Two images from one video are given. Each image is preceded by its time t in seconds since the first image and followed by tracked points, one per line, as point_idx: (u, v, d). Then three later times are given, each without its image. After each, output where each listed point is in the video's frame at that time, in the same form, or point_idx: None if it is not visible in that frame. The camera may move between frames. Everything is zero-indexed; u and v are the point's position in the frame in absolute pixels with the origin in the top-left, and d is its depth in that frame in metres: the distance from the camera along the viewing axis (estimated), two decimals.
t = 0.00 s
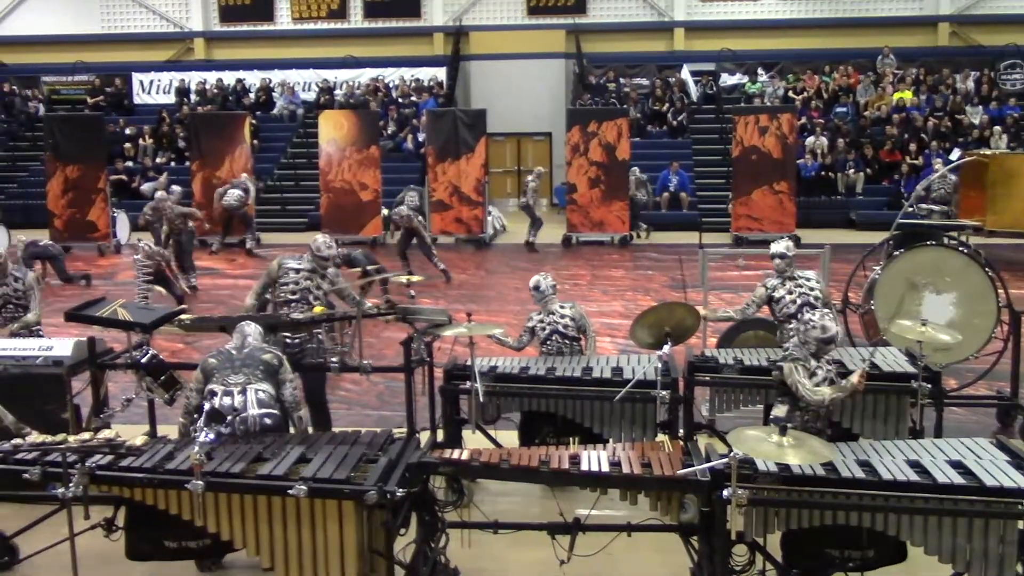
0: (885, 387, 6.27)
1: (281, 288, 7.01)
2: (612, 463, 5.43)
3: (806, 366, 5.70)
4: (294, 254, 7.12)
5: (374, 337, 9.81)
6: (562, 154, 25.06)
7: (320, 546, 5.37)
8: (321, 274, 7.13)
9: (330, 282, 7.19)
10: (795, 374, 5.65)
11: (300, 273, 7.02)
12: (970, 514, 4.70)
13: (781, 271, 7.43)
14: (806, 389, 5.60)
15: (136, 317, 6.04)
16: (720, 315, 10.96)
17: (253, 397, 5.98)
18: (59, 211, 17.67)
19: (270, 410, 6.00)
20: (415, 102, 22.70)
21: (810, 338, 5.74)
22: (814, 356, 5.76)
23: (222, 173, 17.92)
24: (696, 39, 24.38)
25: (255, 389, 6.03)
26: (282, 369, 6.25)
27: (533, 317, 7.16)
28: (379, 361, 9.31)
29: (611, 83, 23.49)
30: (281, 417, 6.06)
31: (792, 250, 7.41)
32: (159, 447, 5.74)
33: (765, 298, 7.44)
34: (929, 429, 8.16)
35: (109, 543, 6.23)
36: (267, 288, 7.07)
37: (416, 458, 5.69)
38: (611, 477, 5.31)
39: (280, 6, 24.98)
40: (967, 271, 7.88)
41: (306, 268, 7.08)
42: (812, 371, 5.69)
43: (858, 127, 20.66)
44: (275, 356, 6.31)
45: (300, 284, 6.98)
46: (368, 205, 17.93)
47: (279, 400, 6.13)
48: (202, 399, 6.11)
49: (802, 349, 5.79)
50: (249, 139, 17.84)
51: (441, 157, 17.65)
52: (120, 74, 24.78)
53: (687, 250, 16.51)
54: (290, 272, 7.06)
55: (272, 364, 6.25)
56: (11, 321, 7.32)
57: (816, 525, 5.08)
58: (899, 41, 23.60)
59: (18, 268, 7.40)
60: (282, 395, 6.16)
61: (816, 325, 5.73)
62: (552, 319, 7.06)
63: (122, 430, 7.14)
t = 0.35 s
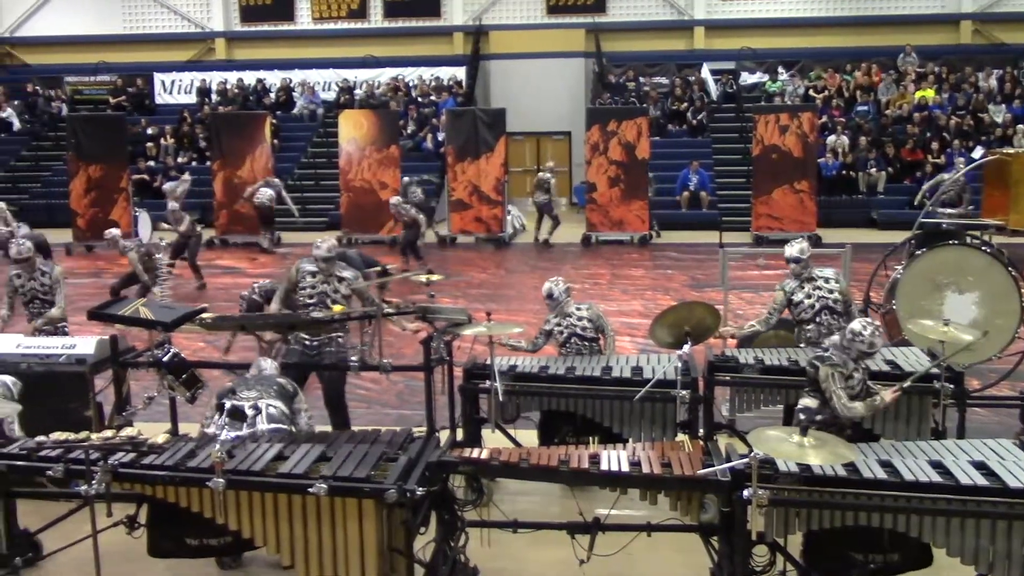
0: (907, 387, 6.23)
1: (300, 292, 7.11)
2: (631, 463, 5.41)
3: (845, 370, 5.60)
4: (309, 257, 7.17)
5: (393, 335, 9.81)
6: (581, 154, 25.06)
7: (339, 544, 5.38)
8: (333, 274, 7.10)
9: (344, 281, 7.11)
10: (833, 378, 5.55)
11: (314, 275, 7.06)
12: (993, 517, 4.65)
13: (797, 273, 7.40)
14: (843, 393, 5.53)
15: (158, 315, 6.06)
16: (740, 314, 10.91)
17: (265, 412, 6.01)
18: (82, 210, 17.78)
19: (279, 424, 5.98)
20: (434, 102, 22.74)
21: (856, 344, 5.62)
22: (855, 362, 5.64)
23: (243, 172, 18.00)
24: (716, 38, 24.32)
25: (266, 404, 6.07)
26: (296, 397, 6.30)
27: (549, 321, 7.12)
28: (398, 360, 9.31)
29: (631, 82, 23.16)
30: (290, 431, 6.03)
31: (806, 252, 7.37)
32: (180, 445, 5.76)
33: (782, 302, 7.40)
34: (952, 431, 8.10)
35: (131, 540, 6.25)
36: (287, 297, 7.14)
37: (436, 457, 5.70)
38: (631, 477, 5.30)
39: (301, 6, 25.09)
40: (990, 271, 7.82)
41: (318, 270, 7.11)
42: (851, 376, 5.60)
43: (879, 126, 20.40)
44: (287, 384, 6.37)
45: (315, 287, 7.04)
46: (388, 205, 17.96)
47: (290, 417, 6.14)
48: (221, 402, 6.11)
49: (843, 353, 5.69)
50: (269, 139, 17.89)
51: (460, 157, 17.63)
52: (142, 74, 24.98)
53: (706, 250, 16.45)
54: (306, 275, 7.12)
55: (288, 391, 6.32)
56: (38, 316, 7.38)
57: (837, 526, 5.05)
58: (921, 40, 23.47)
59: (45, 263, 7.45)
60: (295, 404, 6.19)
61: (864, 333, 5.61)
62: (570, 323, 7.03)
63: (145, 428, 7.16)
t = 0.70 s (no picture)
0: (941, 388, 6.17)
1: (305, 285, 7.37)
2: (661, 463, 5.39)
3: (893, 386, 5.64)
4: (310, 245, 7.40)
5: (424, 334, 9.85)
6: (611, 152, 25.00)
7: (370, 540, 5.40)
8: (327, 264, 7.24)
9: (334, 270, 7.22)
10: (876, 392, 5.64)
11: (310, 265, 7.27)
12: None
13: (822, 275, 7.32)
14: (879, 410, 5.60)
15: (192, 312, 6.11)
16: (771, 314, 10.84)
17: (293, 411, 6.03)
18: (117, 208, 17.95)
19: (307, 423, 6.00)
20: (464, 100, 22.74)
21: (908, 363, 5.55)
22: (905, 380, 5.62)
23: (274, 171, 18.13)
24: (747, 36, 24.20)
25: (295, 403, 6.11)
26: (326, 404, 6.30)
27: (577, 322, 7.09)
28: (429, 358, 9.33)
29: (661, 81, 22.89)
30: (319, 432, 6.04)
31: (832, 259, 7.23)
32: (213, 442, 5.80)
33: (807, 305, 7.35)
34: (988, 432, 8.02)
35: (165, 536, 6.30)
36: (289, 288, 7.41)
37: (466, 455, 5.71)
38: (661, 477, 5.27)
39: (331, 6, 25.27)
40: None
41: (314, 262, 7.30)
42: (898, 394, 5.65)
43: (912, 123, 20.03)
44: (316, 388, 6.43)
45: (313, 277, 7.26)
46: (418, 204, 17.87)
47: (319, 419, 6.14)
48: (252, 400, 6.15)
49: (894, 368, 5.63)
50: (300, 138, 17.99)
51: (490, 156, 17.64)
52: (175, 74, 25.23)
53: (736, 250, 16.35)
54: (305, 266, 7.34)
55: (319, 398, 6.34)
56: (78, 314, 7.49)
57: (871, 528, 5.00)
58: (954, 37, 23.25)
59: (86, 261, 7.56)
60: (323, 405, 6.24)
61: (919, 357, 5.51)
62: (599, 322, 7.01)
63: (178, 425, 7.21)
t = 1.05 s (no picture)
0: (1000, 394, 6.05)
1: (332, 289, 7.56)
2: (710, 463, 5.33)
3: (965, 423, 5.38)
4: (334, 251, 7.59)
5: (471, 333, 9.87)
6: (658, 151, 24.91)
7: (417, 537, 5.42)
8: (347, 266, 7.43)
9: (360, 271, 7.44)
10: (942, 424, 5.44)
11: (333, 270, 7.47)
12: None
13: (882, 277, 7.20)
14: (941, 441, 5.43)
15: (242, 310, 6.17)
16: (821, 314, 10.71)
17: (340, 397, 6.14)
18: (168, 207, 18.20)
19: (354, 410, 6.09)
20: (511, 99, 22.74)
21: (984, 401, 5.29)
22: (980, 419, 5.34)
23: (322, 169, 18.29)
24: (796, 33, 24.05)
25: (342, 390, 6.21)
26: (371, 389, 6.52)
27: (625, 323, 7.10)
28: (475, 357, 9.34)
29: (709, 79, 23.26)
30: (365, 420, 6.13)
31: (896, 266, 7.13)
32: (262, 438, 5.85)
33: (861, 307, 7.25)
34: None
35: (216, 531, 6.38)
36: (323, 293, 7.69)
37: (512, 454, 5.71)
38: (709, 478, 5.21)
39: (379, 6, 25.59)
40: None
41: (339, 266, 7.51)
42: (970, 432, 5.37)
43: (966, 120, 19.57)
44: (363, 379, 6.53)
45: (337, 281, 7.44)
46: (464, 202, 18.05)
47: (364, 406, 6.23)
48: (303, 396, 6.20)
49: (970, 404, 5.36)
50: (348, 137, 18.16)
51: (538, 154, 17.63)
52: (225, 75, 25.61)
53: (783, 249, 16.18)
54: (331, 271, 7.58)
55: (364, 383, 6.51)
56: (130, 311, 7.63)
57: (923, 531, 4.91)
58: (1011, 33, 22.62)
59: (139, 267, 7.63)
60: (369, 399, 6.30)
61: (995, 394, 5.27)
62: (648, 323, 7.00)
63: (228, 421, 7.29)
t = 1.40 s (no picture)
0: None
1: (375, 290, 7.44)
2: (761, 466, 5.27)
3: None
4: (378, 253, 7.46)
5: (521, 332, 9.87)
6: (710, 150, 24.70)
7: (467, 535, 5.43)
8: (393, 267, 7.28)
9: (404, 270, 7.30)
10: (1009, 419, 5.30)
11: (378, 271, 7.33)
12: None
13: (961, 284, 6.96)
14: (1009, 437, 5.29)
15: (295, 308, 6.22)
16: (875, 315, 10.56)
17: (395, 391, 6.13)
18: (222, 206, 18.50)
19: (410, 404, 6.10)
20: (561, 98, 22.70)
21: None
22: None
23: (374, 169, 18.44)
24: (850, 30, 23.77)
25: (397, 383, 6.21)
26: (426, 377, 6.45)
27: (678, 322, 6.99)
28: (524, 356, 9.35)
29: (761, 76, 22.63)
30: (419, 414, 6.13)
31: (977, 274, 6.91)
32: (314, 434, 5.89)
33: (931, 313, 7.10)
34: None
35: (269, 526, 6.45)
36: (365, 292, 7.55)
37: (562, 453, 5.70)
38: (759, 480, 5.15)
39: (430, 6, 25.72)
40: None
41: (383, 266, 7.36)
42: None
43: None
44: (419, 368, 6.56)
45: (381, 283, 7.30)
46: (515, 201, 18.13)
47: (419, 398, 6.24)
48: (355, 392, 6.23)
49: None
50: (399, 137, 18.25)
51: (588, 153, 17.63)
52: (278, 75, 25.94)
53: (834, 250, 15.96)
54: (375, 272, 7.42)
55: (420, 372, 6.53)
56: (185, 308, 7.74)
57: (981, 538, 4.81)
58: None
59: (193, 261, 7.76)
60: (424, 393, 6.33)
61: None
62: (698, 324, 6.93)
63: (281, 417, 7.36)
